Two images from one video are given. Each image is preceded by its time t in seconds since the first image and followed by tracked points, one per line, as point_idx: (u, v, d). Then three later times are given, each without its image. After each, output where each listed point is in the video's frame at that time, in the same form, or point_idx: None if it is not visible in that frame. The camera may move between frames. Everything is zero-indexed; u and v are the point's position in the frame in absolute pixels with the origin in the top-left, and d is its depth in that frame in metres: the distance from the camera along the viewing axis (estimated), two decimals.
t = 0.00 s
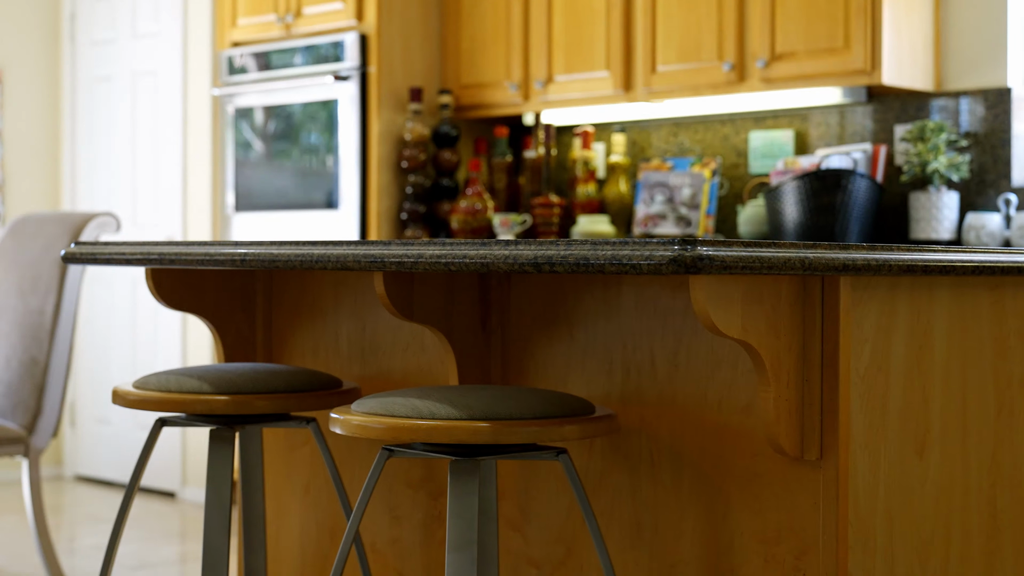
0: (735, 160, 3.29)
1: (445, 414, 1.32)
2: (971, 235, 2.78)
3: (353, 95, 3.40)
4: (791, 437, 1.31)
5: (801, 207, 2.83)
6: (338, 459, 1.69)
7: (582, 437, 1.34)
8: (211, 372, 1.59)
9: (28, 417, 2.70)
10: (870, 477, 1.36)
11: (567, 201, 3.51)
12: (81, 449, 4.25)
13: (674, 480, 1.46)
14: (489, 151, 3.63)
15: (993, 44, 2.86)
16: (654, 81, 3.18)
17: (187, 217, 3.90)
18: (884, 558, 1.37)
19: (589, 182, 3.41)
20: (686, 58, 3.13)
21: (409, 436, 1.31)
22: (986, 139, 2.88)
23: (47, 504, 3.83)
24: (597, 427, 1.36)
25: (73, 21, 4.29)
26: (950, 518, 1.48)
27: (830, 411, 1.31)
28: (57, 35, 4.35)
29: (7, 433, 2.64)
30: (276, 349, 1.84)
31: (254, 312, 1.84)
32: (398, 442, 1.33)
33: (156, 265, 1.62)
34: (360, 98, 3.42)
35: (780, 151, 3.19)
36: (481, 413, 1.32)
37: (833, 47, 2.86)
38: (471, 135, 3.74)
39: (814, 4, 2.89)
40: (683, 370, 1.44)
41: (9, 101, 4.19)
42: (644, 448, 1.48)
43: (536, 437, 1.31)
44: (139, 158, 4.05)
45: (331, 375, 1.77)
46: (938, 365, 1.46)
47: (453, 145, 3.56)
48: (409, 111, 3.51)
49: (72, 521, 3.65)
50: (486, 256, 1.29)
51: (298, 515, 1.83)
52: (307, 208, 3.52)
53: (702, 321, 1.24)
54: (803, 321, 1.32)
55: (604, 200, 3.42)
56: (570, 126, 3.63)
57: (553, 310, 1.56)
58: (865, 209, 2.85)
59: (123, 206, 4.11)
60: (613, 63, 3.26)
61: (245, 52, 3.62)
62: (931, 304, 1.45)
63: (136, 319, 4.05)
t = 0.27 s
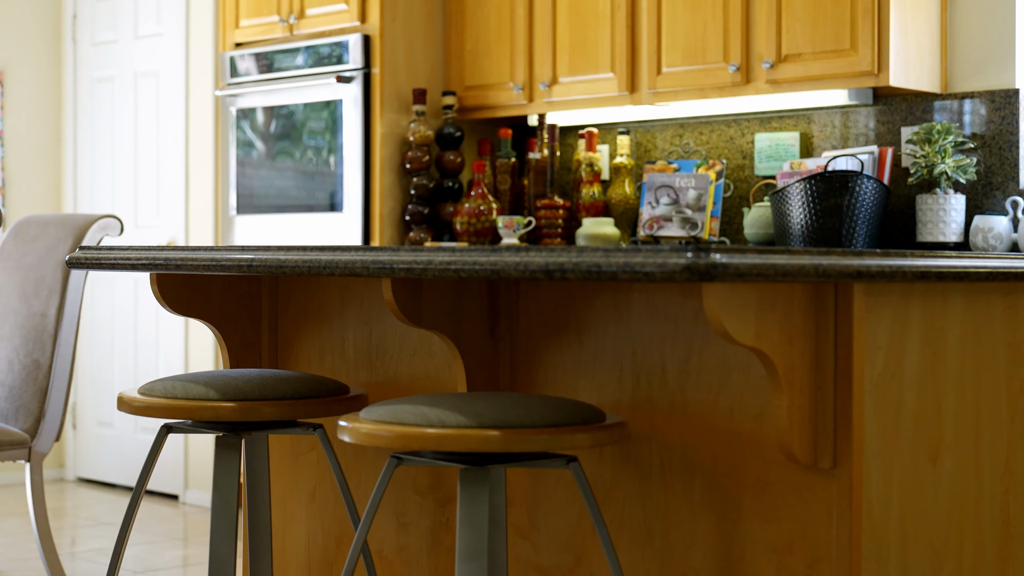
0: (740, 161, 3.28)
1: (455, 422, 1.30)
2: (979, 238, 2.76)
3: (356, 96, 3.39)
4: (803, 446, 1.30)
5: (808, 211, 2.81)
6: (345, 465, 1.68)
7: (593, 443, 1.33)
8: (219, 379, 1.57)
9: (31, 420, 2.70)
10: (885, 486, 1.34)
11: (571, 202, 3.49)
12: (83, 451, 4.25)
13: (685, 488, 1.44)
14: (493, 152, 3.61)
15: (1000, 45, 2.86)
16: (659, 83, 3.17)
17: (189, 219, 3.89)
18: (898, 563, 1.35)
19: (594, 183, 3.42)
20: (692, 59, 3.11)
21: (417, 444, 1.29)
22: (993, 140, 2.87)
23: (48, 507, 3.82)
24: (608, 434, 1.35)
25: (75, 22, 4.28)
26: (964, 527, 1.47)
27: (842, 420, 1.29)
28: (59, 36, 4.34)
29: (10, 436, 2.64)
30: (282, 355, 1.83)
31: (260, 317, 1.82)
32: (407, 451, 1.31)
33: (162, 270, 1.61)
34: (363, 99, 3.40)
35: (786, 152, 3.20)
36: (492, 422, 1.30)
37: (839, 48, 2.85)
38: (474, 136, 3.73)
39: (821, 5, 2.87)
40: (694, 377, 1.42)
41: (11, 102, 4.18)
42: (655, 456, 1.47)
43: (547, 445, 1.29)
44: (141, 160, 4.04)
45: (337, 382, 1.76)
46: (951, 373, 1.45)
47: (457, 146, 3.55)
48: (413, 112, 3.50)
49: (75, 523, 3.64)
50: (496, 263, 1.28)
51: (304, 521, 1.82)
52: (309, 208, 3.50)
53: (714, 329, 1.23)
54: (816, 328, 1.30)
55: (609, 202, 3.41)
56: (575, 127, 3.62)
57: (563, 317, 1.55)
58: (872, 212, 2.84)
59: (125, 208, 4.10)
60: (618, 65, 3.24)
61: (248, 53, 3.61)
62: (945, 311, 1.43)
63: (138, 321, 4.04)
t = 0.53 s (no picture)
0: (746, 164, 3.27)
1: (466, 432, 1.29)
2: (987, 241, 2.75)
3: (360, 99, 3.37)
4: (818, 455, 1.29)
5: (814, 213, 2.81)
6: (352, 474, 1.66)
7: (605, 454, 1.32)
8: (226, 387, 1.56)
9: (34, 425, 2.70)
10: (899, 495, 1.33)
11: (576, 205, 3.48)
12: (85, 454, 4.23)
13: (697, 497, 1.43)
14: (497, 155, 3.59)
15: (1011, 47, 2.86)
16: (665, 85, 3.16)
17: (192, 221, 3.87)
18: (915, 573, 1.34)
19: (598, 186, 3.39)
20: (698, 61, 3.10)
21: (428, 454, 1.28)
22: (1001, 143, 2.85)
23: (51, 511, 3.81)
24: (620, 444, 1.33)
25: (78, 24, 4.26)
26: (978, 536, 1.46)
27: (857, 429, 1.28)
28: (62, 37, 4.32)
29: (13, 440, 2.63)
30: (289, 361, 1.82)
31: (266, 323, 1.81)
32: (418, 461, 1.30)
33: (168, 277, 1.59)
34: (367, 102, 3.38)
35: (791, 155, 3.17)
36: (504, 432, 1.29)
37: (846, 51, 2.84)
38: (477, 139, 3.71)
39: (828, 7, 2.86)
40: (707, 385, 1.41)
41: (14, 104, 4.17)
42: (666, 464, 1.46)
43: (559, 456, 1.28)
44: (143, 162, 4.02)
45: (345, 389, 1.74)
46: (966, 381, 1.43)
47: (461, 149, 3.53)
48: (417, 114, 3.48)
49: (77, 527, 3.62)
50: (508, 271, 1.26)
51: (311, 529, 1.80)
52: (311, 210, 3.49)
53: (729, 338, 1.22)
54: (830, 336, 1.29)
55: (613, 204, 3.39)
56: (579, 129, 3.60)
57: (573, 325, 1.53)
58: (878, 216, 2.82)
59: (127, 210, 4.08)
60: (624, 67, 3.23)
61: (251, 55, 3.59)
62: (960, 318, 1.42)
63: (141, 323, 4.03)
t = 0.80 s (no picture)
0: (752, 167, 3.25)
1: (480, 444, 1.27)
2: (995, 246, 2.73)
3: (365, 102, 3.35)
4: (835, 468, 1.27)
5: (822, 217, 2.80)
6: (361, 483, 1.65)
7: (619, 468, 1.30)
8: (234, 397, 1.55)
9: (38, 430, 2.68)
10: (917, 508, 1.31)
11: (581, 209, 3.45)
12: (88, 458, 4.22)
13: (711, 509, 1.41)
14: (502, 158, 3.58)
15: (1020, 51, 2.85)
16: (671, 88, 3.14)
17: (196, 224, 3.85)
18: None
19: (604, 189, 3.37)
20: (704, 64, 3.08)
21: (439, 467, 1.26)
22: (1009, 147, 2.84)
23: (54, 516, 3.80)
24: (635, 456, 1.31)
25: (80, 26, 4.24)
26: (995, 549, 1.44)
27: (874, 441, 1.27)
28: (64, 39, 4.31)
29: (17, 446, 2.61)
30: (296, 369, 1.80)
31: (273, 331, 1.79)
32: (429, 473, 1.28)
33: (175, 284, 1.57)
34: (371, 104, 3.37)
35: (799, 158, 3.16)
36: (517, 444, 1.27)
37: (853, 54, 2.82)
38: (482, 141, 3.69)
39: (835, 9, 2.85)
40: (721, 395, 1.39)
41: (16, 106, 4.16)
42: (680, 475, 1.44)
43: (573, 469, 1.26)
44: (145, 165, 4.01)
45: (353, 397, 1.73)
46: (982, 392, 1.42)
47: (465, 151, 3.51)
48: (421, 117, 3.47)
49: (80, 531, 3.61)
50: (522, 282, 1.24)
51: (318, 538, 1.79)
52: (314, 211, 3.48)
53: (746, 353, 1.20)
54: (847, 348, 1.27)
55: (619, 208, 3.38)
56: (584, 132, 3.59)
57: (584, 334, 1.52)
58: (886, 219, 2.80)
59: (129, 213, 4.06)
60: (629, 70, 3.21)
61: (255, 57, 3.58)
62: (977, 328, 1.40)
63: (143, 327, 4.01)
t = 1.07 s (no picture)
0: (759, 171, 3.23)
1: (493, 460, 1.25)
2: (1005, 252, 2.71)
3: (369, 105, 3.34)
4: (853, 484, 1.25)
5: (831, 222, 2.79)
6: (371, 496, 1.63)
7: (635, 484, 1.28)
8: (243, 409, 1.53)
9: (41, 437, 2.66)
10: (936, 524, 1.29)
11: (586, 213, 3.44)
12: (90, 462, 4.20)
13: (727, 524, 1.40)
14: (507, 162, 3.56)
15: None
16: (678, 92, 3.12)
17: (199, 228, 3.83)
18: None
19: (610, 194, 3.35)
20: (711, 68, 3.06)
21: (452, 483, 1.24)
22: (1019, 152, 2.82)
23: (56, 520, 3.78)
24: (650, 472, 1.29)
25: (82, 28, 4.22)
26: (1013, 564, 1.42)
27: (893, 455, 1.25)
28: (67, 41, 4.29)
29: (20, 452, 2.60)
30: (304, 379, 1.79)
31: (281, 341, 1.78)
32: (442, 489, 1.27)
33: (183, 295, 1.56)
34: (376, 108, 3.35)
35: (806, 163, 3.13)
36: (532, 459, 1.25)
37: (862, 59, 2.81)
38: (487, 145, 3.68)
39: (844, 13, 2.83)
40: (736, 409, 1.37)
41: (19, 107, 4.14)
42: (694, 489, 1.42)
43: (588, 485, 1.24)
44: (148, 167, 3.98)
45: (362, 407, 1.71)
46: (999, 407, 1.40)
47: (470, 155, 3.49)
48: (426, 121, 3.46)
49: (82, 537, 3.59)
50: (536, 295, 1.23)
51: (326, 550, 1.77)
52: (318, 213, 3.46)
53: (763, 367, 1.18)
54: (865, 363, 1.25)
55: (624, 212, 3.35)
56: (590, 136, 3.57)
57: (597, 346, 1.50)
58: (895, 224, 2.78)
59: (132, 217, 4.04)
60: (636, 74, 3.20)
61: (258, 60, 3.57)
62: (995, 341, 1.38)
63: (146, 331, 4.00)
